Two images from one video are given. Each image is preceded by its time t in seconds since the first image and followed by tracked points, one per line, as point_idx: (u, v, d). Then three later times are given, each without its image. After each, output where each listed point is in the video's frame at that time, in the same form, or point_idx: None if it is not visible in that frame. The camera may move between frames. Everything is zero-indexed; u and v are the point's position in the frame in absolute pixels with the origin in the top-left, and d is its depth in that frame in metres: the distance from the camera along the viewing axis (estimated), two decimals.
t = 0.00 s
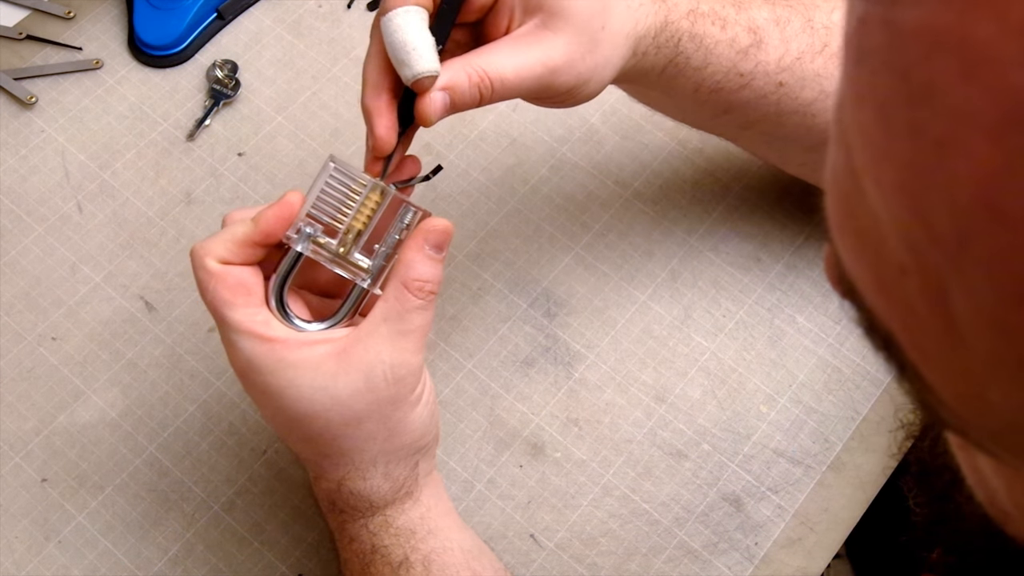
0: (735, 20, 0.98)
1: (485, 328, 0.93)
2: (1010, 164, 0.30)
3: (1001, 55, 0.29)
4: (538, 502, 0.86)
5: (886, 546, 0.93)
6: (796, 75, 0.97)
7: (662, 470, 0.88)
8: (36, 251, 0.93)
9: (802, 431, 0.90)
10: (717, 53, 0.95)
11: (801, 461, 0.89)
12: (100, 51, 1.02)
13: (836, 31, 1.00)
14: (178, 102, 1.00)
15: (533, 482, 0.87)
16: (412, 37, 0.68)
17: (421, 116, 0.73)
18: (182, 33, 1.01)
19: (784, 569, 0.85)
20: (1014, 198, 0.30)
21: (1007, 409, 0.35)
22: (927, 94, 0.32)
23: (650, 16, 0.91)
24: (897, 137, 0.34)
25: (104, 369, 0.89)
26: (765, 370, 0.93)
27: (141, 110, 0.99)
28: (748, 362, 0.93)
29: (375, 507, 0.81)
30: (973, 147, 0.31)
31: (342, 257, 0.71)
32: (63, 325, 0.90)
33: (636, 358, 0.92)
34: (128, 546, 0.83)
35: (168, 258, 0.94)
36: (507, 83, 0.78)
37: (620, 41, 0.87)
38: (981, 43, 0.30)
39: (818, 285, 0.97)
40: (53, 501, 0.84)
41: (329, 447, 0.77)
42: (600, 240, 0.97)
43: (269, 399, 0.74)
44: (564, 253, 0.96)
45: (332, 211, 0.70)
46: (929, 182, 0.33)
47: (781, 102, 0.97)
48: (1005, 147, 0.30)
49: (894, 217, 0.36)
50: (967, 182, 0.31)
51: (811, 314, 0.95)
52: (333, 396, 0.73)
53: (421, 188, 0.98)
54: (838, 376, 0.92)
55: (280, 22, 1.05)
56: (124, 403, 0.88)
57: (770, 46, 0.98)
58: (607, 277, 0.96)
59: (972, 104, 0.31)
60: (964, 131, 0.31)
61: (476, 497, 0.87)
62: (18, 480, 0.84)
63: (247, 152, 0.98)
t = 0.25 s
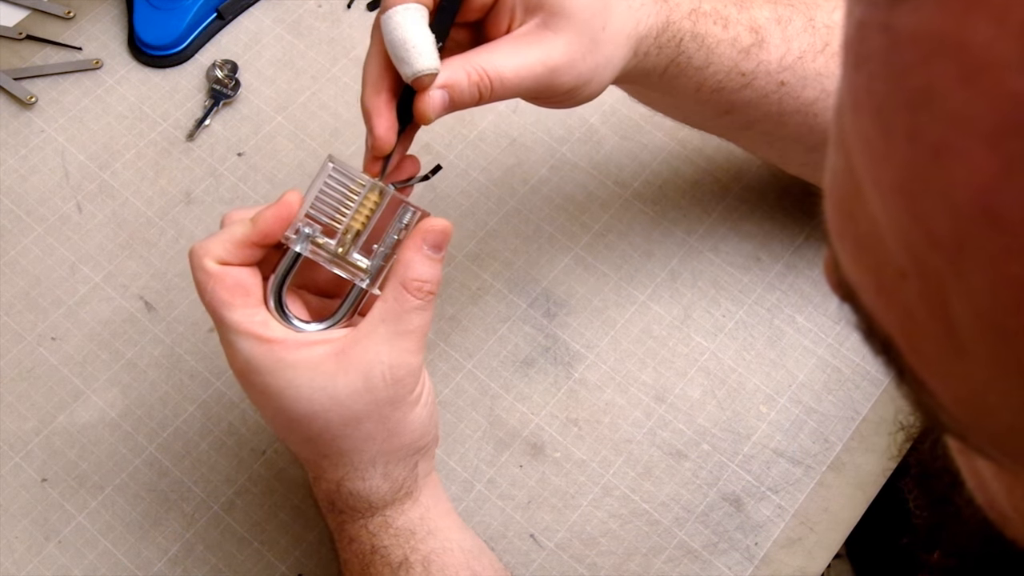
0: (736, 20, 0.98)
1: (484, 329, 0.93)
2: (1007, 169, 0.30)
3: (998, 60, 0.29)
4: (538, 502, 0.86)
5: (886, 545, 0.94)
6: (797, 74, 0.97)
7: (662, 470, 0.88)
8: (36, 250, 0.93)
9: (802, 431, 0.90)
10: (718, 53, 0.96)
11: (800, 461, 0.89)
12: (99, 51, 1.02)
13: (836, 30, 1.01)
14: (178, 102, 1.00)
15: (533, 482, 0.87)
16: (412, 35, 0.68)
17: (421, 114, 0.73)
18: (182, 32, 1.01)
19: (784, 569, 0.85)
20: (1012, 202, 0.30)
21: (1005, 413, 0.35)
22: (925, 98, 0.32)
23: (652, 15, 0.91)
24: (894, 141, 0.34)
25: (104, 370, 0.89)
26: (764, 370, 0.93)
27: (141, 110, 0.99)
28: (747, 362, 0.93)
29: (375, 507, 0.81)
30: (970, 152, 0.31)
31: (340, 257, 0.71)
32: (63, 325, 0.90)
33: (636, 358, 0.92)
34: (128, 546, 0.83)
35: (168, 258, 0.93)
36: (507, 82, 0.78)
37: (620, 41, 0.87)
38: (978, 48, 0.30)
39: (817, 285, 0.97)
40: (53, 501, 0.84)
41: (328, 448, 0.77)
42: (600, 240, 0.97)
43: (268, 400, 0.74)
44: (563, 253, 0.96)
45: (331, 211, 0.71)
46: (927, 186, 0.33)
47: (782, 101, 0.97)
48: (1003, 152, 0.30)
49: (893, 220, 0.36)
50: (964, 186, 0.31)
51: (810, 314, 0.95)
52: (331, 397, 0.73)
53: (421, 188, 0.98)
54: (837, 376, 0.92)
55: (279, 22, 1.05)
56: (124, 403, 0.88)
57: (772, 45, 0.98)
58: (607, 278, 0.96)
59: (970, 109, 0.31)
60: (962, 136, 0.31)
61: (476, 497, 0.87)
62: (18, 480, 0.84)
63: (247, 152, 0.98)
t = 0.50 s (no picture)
0: (733, 15, 0.98)
1: (484, 328, 0.93)
2: (1006, 178, 0.30)
3: (995, 69, 0.29)
4: (538, 502, 0.86)
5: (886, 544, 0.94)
6: (794, 70, 0.97)
7: (662, 470, 0.88)
8: (36, 251, 0.93)
9: (802, 431, 0.90)
10: (715, 47, 0.96)
11: (800, 461, 0.89)
12: (100, 51, 1.02)
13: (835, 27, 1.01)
14: (178, 102, 1.00)
15: (533, 482, 0.87)
16: (409, 27, 0.68)
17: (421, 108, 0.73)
18: (182, 33, 1.01)
19: (784, 569, 0.85)
20: (1009, 211, 0.30)
21: (1000, 419, 0.35)
22: (921, 106, 0.32)
23: (648, 8, 0.91)
24: (890, 149, 0.34)
25: (104, 370, 0.89)
26: (764, 370, 0.93)
27: (141, 110, 0.99)
28: (747, 362, 0.93)
29: (376, 507, 0.81)
30: (968, 159, 0.31)
31: (343, 258, 0.71)
32: (63, 325, 0.90)
33: (636, 358, 0.92)
34: (128, 545, 0.83)
35: (168, 258, 0.93)
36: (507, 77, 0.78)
37: (618, 35, 0.87)
38: (975, 57, 0.30)
39: (817, 285, 0.97)
40: (53, 501, 0.84)
41: (331, 447, 0.77)
42: (600, 240, 0.97)
43: (271, 399, 0.74)
44: (563, 253, 0.96)
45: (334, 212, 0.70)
46: (924, 194, 0.33)
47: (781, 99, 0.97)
48: (1002, 161, 0.30)
49: (888, 228, 0.36)
50: (962, 195, 0.31)
51: (810, 314, 0.95)
52: (335, 396, 0.73)
53: (421, 187, 0.98)
54: (837, 376, 0.92)
55: (279, 22, 1.05)
56: (124, 404, 0.88)
57: (769, 41, 0.98)
58: (607, 277, 0.96)
59: (968, 117, 0.31)
60: (959, 145, 0.31)
61: (476, 497, 0.87)
62: (18, 480, 0.84)
63: (247, 152, 0.98)
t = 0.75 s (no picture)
0: (727, 26, 0.98)
1: (485, 329, 0.93)
2: (999, 177, 0.30)
3: (988, 70, 0.30)
4: (538, 502, 0.86)
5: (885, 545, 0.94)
6: (791, 79, 0.97)
7: (662, 470, 0.88)
8: (36, 250, 0.93)
9: (802, 430, 0.90)
10: (711, 61, 0.96)
11: (800, 461, 0.89)
12: (100, 51, 1.02)
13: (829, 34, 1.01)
14: (178, 102, 1.00)
15: (533, 482, 0.87)
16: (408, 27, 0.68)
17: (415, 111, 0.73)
18: (182, 33, 1.01)
19: (784, 569, 0.85)
20: (1004, 210, 0.30)
21: (1000, 428, 0.35)
22: (917, 108, 0.33)
23: (644, 21, 0.91)
24: (885, 152, 0.34)
25: (104, 370, 0.89)
26: (764, 370, 0.93)
27: (141, 110, 0.99)
28: (747, 362, 0.93)
29: (376, 507, 0.81)
30: (962, 159, 0.31)
31: (334, 259, 0.71)
32: (63, 325, 0.90)
33: (636, 358, 0.92)
34: (128, 545, 0.83)
35: (168, 258, 0.93)
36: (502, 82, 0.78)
37: (615, 45, 0.87)
38: (970, 58, 0.30)
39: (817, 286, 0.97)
40: (53, 500, 0.84)
41: (327, 449, 0.77)
42: (600, 240, 0.97)
43: (266, 403, 0.74)
44: (563, 253, 0.96)
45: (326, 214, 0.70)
46: (919, 195, 0.33)
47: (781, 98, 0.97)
48: (995, 161, 0.30)
49: (884, 232, 0.36)
50: (956, 196, 0.31)
51: (810, 314, 0.96)
52: (330, 398, 0.73)
53: (422, 187, 0.98)
54: (837, 376, 0.93)
55: (279, 22, 1.05)
56: (124, 403, 0.88)
57: (764, 51, 0.98)
58: (607, 278, 0.96)
59: (962, 117, 0.31)
60: (952, 145, 0.31)
61: (476, 497, 0.87)
62: (18, 480, 0.84)
63: (247, 152, 0.98)
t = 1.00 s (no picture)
0: (732, 12, 0.98)
1: (485, 328, 0.93)
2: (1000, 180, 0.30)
3: (988, 73, 0.30)
4: (538, 502, 0.86)
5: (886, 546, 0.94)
6: (793, 66, 0.97)
7: (662, 470, 0.88)
8: (36, 250, 0.93)
9: (802, 430, 0.90)
10: (715, 45, 0.96)
11: (800, 461, 0.89)
12: (99, 51, 1.02)
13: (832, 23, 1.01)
14: (178, 102, 1.00)
15: (533, 482, 0.87)
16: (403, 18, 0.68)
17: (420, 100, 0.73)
18: (181, 32, 1.01)
19: (784, 569, 0.85)
20: (1003, 213, 0.30)
21: (1000, 428, 0.35)
22: (916, 111, 0.33)
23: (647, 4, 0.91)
24: (885, 154, 0.34)
25: (104, 370, 0.89)
26: (764, 370, 0.93)
27: (141, 110, 0.99)
28: (747, 362, 0.93)
29: (378, 506, 0.81)
30: (962, 162, 0.31)
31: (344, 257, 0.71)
32: (63, 325, 0.90)
33: (636, 358, 0.92)
34: (128, 545, 0.83)
35: (168, 258, 0.93)
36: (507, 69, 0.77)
37: (616, 29, 0.87)
38: (970, 61, 0.30)
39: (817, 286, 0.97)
40: (53, 500, 0.84)
41: (332, 447, 0.77)
42: (600, 240, 0.97)
43: (273, 398, 0.74)
44: (563, 253, 0.96)
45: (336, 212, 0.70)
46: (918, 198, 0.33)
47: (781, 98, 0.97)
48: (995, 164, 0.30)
49: (884, 234, 0.36)
50: (955, 199, 0.31)
51: (810, 314, 0.96)
52: (336, 396, 0.73)
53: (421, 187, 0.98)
54: (837, 376, 0.92)
55: (279, 22, 1.05)
56: (124, 404, 0.88)
57: (768, 37, 0.98)
58: (607, 277, 0.96)
59: (962, 121, 0.31)
60: (953, 148, 0.31)
61: (476, 497, 0.87)
62: (18, 480, 0.84)
63: (247, 152, 0.98)
